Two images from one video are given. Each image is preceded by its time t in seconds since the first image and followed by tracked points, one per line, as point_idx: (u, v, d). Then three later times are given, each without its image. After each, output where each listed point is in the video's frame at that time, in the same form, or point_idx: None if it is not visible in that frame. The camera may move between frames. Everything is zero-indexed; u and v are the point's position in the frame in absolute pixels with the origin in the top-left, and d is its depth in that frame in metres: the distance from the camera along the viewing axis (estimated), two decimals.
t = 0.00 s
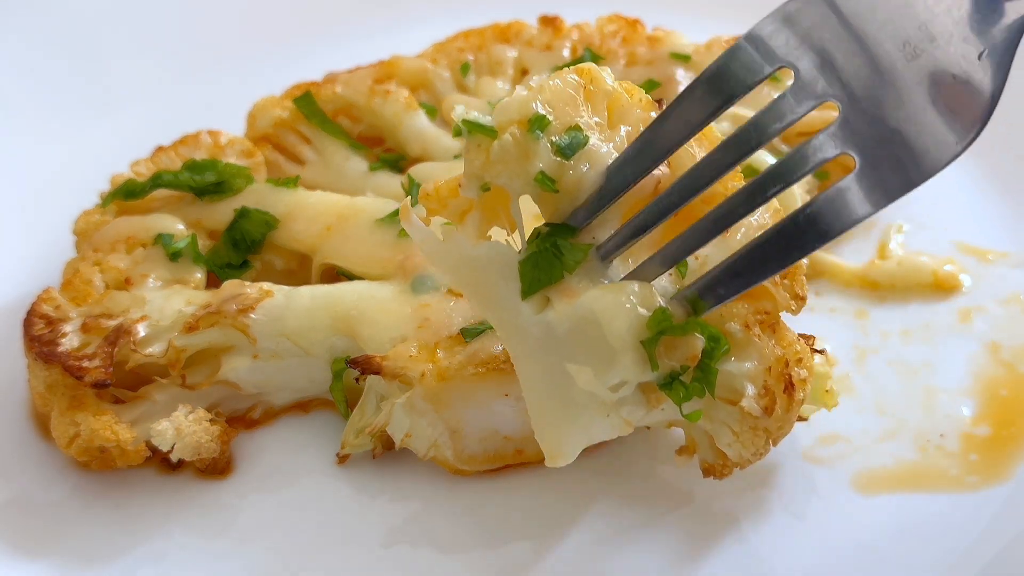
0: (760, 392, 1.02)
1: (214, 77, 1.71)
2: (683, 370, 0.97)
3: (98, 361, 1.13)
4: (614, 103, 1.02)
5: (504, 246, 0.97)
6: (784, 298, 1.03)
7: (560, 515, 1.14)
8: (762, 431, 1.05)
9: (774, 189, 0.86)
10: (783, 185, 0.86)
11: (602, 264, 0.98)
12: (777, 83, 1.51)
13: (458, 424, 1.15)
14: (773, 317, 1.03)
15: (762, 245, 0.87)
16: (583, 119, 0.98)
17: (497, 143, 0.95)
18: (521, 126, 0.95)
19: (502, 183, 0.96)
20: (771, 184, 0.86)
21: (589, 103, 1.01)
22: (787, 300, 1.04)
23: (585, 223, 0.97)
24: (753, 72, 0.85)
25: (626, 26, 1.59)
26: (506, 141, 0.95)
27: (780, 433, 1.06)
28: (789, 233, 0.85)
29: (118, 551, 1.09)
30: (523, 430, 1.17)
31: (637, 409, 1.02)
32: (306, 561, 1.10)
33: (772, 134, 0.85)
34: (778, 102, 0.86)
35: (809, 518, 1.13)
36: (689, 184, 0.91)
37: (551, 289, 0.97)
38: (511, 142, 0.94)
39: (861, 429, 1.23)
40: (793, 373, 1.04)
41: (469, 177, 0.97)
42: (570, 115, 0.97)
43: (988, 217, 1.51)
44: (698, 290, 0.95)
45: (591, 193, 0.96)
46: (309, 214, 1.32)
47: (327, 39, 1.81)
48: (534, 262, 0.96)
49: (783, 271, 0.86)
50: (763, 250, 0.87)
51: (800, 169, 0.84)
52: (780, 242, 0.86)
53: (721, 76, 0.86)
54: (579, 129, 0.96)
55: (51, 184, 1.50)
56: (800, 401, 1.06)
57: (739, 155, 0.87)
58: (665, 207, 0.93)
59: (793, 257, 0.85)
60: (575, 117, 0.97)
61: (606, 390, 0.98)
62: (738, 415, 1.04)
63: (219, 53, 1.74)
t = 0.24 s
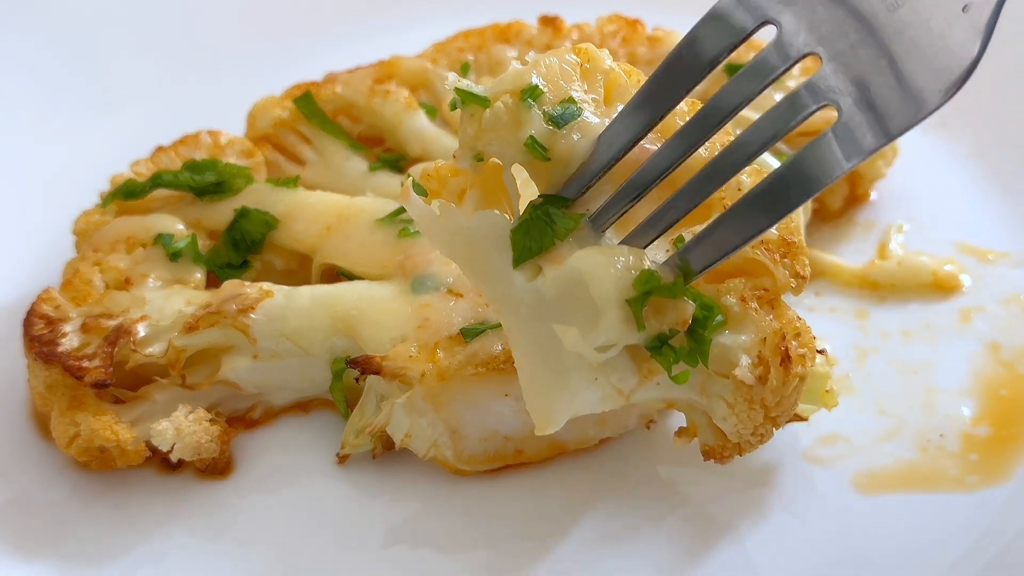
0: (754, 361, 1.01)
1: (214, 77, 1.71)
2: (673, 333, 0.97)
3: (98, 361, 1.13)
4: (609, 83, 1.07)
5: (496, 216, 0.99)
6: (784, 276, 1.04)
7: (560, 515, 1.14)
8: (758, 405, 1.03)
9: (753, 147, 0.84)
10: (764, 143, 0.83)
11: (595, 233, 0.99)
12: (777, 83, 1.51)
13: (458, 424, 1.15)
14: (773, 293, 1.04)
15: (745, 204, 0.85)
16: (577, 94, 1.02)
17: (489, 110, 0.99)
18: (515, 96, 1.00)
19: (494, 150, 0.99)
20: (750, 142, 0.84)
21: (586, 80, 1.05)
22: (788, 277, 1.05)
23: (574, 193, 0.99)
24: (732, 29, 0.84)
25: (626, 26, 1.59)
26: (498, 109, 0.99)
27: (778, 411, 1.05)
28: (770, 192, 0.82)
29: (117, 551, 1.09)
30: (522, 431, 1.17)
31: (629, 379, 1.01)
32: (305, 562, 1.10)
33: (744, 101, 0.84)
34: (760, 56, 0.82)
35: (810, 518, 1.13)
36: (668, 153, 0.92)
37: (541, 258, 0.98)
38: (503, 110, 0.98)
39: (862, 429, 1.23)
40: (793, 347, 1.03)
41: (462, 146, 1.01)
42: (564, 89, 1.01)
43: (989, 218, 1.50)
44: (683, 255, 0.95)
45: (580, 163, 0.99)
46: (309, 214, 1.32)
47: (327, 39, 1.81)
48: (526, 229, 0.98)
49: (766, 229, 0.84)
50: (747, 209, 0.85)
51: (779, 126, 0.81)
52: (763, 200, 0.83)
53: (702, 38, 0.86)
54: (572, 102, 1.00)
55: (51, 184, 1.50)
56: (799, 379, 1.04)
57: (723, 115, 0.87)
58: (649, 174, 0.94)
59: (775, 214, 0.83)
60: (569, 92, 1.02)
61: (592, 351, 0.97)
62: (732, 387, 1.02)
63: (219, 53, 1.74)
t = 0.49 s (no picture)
0: (733, 332, 1.01)
1: (214, 77, 1.71)
2: (648, 299, 0.98)
3: (98, 361, 1.13)
4: (596, 78, 1.12)
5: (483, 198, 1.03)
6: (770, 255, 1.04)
7: (559, 516, 1.14)
8: (741, 376, 1.02)
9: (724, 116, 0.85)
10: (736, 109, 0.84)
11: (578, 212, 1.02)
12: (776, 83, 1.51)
13: (458, 424, 1.15)
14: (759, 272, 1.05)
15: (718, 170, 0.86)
16: (563, 85, 1.08)
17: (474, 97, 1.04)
18: (499, 83, 1.06)
19: (479, 134, 1.03)
20: (719, 111, 0.86)
21: (573, 74, 1.11)
22: (776, 259, 1.05)
23: (557, 175, 1.03)
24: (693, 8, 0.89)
25: (626, 26, 1.59)
26: (483, 95, 1.04)
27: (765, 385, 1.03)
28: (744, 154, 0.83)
29: (117, 551, 1.09)
30: (522, 430, 1.17)
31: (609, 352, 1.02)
32: (305, 562, 1.10)
33: (711, 69, 0.86)
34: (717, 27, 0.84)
35: (810, 518, 1.13)
36: (644, 129, 0.96)
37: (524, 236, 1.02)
38: (487, 95, 1.04)
39: (862, 429, 1.23)
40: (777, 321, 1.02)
41: (450, 133, 1.06)
42: (549, 80, 1.08)
43: (990, 218, 1.50)
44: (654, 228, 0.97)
45: (563, 144, 1.03)
46: (309, 214, 1.32)
47: (327, 38, 1.81)
48: (508, 209, 1.01)
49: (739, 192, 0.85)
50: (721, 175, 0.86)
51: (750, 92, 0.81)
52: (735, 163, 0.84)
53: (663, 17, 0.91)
54: (556, 90, 1.06)
55: (51, 184, 1.50)
56: (787, 356, 1.02)
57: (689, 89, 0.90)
58: (627, 151, 0.98)
59: (741, 176, 0.83)
60: (554, 82, 1.08)
61: (567, 317, 0.98)
62: (713, 357, 1.02)
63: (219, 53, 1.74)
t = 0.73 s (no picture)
0: (713, 306, 1.03)
1: (214, 77, 1.71)
2: (627, 274, 1.01)
3: (98, 361, 1.13)
4: (585, 71, 1.18)
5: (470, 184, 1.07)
6: (751, 238, 1.07)
7: (558, 516, 1.14)
8: (722, 352, 1.03)
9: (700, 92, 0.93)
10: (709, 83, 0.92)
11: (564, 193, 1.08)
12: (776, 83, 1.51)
13: (458, 424, 1.15)
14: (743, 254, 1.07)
15: (692, 137, 0.93)
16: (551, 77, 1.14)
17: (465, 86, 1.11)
18: (488, 74, 1.12)
19: (468, 121, 1.10)
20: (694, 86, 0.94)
21: (563, 68, 1.17)
22: (760, 241, 1.08)
23: (544, 160, 1.10)
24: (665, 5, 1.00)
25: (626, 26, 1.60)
26: (473, 85, 1.11)
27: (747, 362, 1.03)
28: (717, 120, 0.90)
29: (117, 551, 1.09)
30: (522, 430, 1.17)
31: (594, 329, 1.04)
32: (305, 562, 1.10)
33: (687, 48, 0.96)
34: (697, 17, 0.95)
35: (810, 518, 1.13)
36: (626, 109, 1.04)
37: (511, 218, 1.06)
38: (477, 84, 1.11)
39: (861, 429, 1.23)
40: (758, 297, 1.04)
41: (441, 124, 1.12)
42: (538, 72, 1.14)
43: (990, 218, 1.50)
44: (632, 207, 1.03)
45: (549, 130, 1.10)
46: (309, 214, 1.32)
47: (327, 38, 1.81)
48: (495, 194, 1.06)
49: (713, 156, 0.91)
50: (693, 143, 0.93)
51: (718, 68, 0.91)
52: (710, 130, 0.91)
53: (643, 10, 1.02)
54: (544, 81, 1.12)
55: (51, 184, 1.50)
56: (769, 334, 1.03)
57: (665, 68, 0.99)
58: (609, 132, 1.05)
59: (715, 144, 0.90)
60: (543, 73, 1.14)
61: (546, 291, 1.01)
62: (693, 333, 1.03)
63: (218, 53, 1.74)
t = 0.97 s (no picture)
0: (702, 293, 1.04)
1: (214, 76, 1.71)
2: (616, 260, 1.01)
3: (98, 361, 1.13)
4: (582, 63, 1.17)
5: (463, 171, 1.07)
6: (742, 228, 1.07)
7: (558, 516, 1.14)
8: (709, 339, 1.04)
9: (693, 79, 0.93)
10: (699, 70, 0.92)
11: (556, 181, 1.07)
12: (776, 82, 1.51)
13: (458, 424, 1.15)
14: (732, 243, 1.07)
15: (683, 125, 0.93)
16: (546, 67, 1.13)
17: (459, 76, 1.09)
18: (483, 62, 1.11)
19: (463, 110, 1.08)
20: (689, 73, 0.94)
21: (559, 59, 1.16)
22: (751, 233, 1.08)
23: (538, 149, 1.09)
24: None
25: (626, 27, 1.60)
26: (468, 73, 1.09)
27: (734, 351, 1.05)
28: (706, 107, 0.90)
29: (117, 551, 1.09)
30: (522, 430, 1.17)
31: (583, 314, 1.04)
32: (305, 563, 1.10)
33: (678, 37, 0.96)
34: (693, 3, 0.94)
35: (810, 518, 1.13)
36: (617, 98, 1.03)
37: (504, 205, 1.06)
38: (472, 74, 1.09)
39: (861, 429, 1.23)
40: (747, 286, 1.05)
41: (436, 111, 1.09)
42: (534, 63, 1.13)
43: (990, 218, 1.50)
44: (622, 195, 1.02)
45: (544, 118, 1.09)
46: (309, 214, 1.32)
47: (328, 38, 1.82)
48: (489, 181, 1.06)
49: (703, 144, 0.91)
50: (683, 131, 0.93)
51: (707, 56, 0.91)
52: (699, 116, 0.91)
53: None
54: (540, 72, 1.11)
55: (51, 184, 1.50)
56: (756, 322, 1.05)
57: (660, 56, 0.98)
58: (603, 119, 1.04)
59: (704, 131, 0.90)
60: (539, 64, 1.13)
61: (535, 275, 1.02)
62: (682, 320, 1.04)
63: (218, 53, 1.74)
